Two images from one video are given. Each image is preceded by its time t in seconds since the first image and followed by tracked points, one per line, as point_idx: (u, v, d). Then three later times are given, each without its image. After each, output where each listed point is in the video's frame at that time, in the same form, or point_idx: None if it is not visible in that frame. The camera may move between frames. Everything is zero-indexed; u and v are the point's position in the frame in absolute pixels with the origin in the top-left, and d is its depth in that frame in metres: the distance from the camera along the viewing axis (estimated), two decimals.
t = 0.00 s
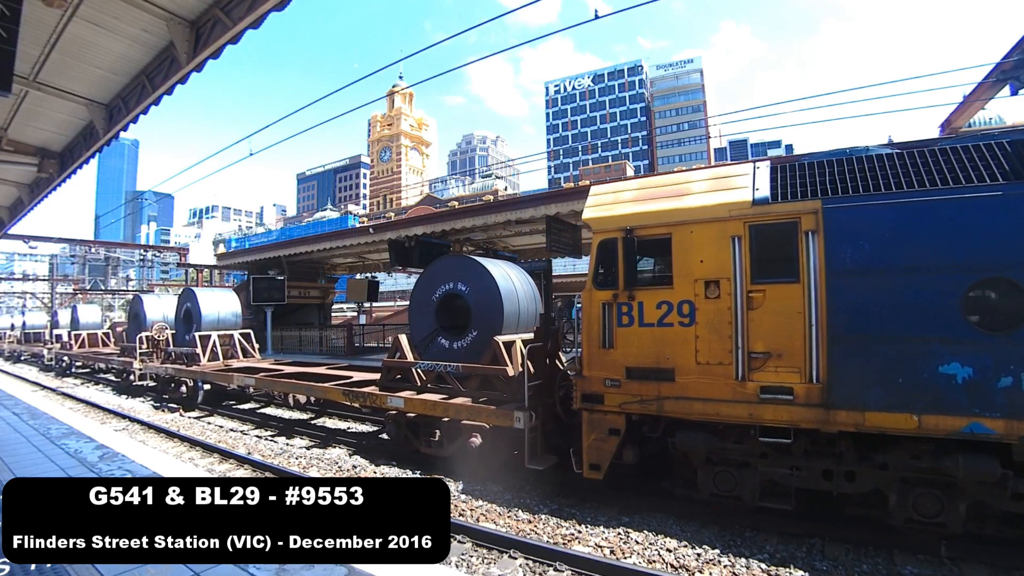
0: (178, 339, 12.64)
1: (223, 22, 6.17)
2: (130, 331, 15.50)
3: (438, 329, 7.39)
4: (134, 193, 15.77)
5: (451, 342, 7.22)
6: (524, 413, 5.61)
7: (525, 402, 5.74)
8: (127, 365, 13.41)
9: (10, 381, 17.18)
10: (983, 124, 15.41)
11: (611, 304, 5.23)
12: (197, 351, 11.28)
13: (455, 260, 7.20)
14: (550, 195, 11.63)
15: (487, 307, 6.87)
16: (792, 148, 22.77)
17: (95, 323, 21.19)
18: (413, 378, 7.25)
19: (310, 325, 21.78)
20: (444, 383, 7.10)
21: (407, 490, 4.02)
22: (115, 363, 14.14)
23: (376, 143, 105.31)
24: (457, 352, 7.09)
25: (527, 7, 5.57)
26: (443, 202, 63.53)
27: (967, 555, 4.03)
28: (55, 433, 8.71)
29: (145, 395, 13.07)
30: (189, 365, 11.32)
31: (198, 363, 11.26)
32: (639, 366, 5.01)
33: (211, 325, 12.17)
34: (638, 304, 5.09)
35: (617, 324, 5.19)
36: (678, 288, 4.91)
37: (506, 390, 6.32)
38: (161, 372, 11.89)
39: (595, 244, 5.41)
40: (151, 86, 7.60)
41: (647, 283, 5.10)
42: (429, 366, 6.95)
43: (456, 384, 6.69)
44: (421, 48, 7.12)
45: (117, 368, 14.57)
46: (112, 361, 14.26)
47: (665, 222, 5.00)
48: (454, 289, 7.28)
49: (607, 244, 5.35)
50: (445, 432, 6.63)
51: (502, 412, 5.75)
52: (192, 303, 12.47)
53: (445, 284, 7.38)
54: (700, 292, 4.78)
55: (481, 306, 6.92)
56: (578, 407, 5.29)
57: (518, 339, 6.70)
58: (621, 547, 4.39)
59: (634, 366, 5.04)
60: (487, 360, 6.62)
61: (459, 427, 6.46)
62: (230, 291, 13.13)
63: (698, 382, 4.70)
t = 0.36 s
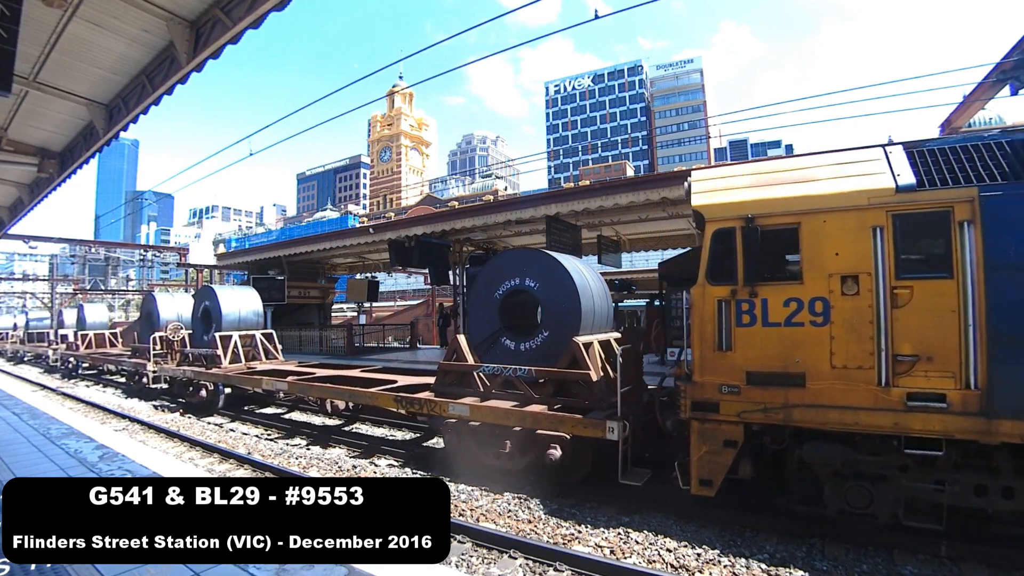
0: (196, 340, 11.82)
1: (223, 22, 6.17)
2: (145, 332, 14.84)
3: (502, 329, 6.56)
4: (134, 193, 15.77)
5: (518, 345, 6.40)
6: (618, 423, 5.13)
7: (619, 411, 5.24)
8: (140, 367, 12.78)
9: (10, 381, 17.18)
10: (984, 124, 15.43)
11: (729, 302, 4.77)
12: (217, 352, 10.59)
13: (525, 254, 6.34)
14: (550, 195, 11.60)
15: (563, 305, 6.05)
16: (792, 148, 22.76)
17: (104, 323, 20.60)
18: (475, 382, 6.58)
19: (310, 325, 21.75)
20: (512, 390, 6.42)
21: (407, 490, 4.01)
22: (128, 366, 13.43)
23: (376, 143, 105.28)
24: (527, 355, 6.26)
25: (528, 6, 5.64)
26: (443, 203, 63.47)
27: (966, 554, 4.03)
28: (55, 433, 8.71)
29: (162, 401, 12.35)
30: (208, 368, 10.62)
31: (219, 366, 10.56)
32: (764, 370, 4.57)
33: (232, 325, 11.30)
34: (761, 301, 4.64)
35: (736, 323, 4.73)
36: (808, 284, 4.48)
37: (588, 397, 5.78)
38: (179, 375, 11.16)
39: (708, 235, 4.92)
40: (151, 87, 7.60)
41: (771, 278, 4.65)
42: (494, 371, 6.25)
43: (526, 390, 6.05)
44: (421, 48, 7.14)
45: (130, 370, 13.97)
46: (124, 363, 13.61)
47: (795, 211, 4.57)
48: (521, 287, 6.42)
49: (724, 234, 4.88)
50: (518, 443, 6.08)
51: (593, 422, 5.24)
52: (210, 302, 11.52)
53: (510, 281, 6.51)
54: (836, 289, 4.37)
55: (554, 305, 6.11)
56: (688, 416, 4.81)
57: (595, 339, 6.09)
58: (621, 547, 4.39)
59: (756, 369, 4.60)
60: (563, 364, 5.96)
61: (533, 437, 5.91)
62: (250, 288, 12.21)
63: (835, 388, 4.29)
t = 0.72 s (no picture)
0: (218, 341, 11.11)
1: (223, 22, 6.17)
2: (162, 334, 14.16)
3: (589, 328, 5.76)
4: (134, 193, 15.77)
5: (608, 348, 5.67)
6: (748, 434, 4.47)
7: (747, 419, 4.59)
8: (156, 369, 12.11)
9: (10, 381, 17.18)
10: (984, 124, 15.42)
11: (887, 299, 4.25)
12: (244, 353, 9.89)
13: (625, 244, 5.49)
14: (550, 195, 11.60)
15: (662, 303, 5.33)
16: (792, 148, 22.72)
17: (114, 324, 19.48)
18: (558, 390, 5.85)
19: (310, 325, 21.72)
20: (602, 397, 5.68)
21: (406, 490, 4.00)
22: (145, 369, 12.73)
23: (376, 143, 105.24)
24: (620, 357, 5.54)
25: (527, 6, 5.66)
26: (443, 202, 63.47)
27: (966, 554, 4.04)
28: (55, 433, 8.71)
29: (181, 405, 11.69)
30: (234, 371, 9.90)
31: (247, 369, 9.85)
32: (928, 376, 4.07)
33: (259, 324, 10.48)
34: (925, 298, 4.13)
35: (895, 322, 4.21)
36: (981, 280, 3.98)
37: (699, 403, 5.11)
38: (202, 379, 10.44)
39: (860, 226, 4.45)
40: (151, 86, 7.60)
41: (937, 273, 4.14)
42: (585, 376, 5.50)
43: (626, 397, 5.33)
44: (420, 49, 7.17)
45: (144, 373, 13.31)
46: (140, 366, 12.92)
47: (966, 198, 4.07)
48: (615, 281, 5.59)
49: (877, 224, 4.40)
50: (618, 458, 5.38)
51: (714, 433, 4.58)
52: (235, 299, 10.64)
53: (604, 274, 5.66)
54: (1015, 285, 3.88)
55: (654, 303, 5.37)
56: (835, 427, 4.27)
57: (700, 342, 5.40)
58: (621, 547, 4.39)
59: (919, 375, 4.09)
60: (671, 368, 5.22)
61: (636, 450, 5.24)
62: (276, 286, 11.29)
63: (1015, 397, 3.82)
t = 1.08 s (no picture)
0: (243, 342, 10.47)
1: (223, 22, 6.17)
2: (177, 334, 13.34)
3: (696, 330, 5.29)
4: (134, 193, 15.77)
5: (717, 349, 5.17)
6: (906, 447, 3.95)
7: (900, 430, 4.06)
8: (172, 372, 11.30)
9: (9, 381, 17.21)
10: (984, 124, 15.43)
11: None
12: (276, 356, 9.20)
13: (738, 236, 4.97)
14: (550, 195, 11.59)
15: (782, 300, 4.88)
16: (792, 148, 22.69)
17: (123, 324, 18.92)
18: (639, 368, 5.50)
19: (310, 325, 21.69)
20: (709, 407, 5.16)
21: (407, 490, 4.00)
22: (160, 372, 11.90)
23: (376, 143, 105.23)
24: (733, 362, 5.08)
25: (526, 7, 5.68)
26: (443, 203, 63.43)
27: (966, 555, 4.04)
28: (55, 433, 8.72)
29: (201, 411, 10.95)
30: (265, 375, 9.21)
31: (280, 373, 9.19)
32: None
33: (290, 324, 9.96)
34: None
35: None
36: None
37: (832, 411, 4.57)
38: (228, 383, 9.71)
39: None
40: (151, 86, 7.60)
41: None
42: (695, 381, 5.02)
43: (748, 407, 4.86)
44: (420, 49, 7.19)
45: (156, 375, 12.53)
46: (154, 369, 12.11)
47: None
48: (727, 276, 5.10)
49: None
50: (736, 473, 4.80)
51: (865, 447, 4.06)
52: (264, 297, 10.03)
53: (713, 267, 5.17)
54: None
55: (773, 300, 4.92)
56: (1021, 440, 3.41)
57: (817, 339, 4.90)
58: (621, 547, 4.39)
59: None
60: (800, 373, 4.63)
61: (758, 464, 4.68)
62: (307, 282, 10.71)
63: None
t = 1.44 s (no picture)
0: (273, 342, 9.72)
1: (223, 22, 6.17)
2: (197, 334, 12.35)
3: (824, 330, 4.44)
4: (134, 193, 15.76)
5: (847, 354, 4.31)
6: None
7: None
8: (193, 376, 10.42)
9: (9, 381, 17.22)
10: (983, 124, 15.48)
11: None
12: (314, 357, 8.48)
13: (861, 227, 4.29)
14: (550, 195, 11.59)
15: (926, 295, 4.10)
16: (792, 148, 22.74)
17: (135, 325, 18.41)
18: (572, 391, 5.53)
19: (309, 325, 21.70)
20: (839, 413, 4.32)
21: (407, 490, 3.99)
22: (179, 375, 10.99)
23: (376, 143, 105.23)
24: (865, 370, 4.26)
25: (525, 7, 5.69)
26: (443, 203, 63.49)
27: (966, 554, 4.03)
28: (55, 433, 8.71)
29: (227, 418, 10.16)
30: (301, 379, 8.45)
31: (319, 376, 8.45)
32: None
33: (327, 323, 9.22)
34: None
35: None
36: None
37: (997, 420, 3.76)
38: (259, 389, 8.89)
39: None
40: (151, 87, 7.60)
41: None
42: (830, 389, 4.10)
43: (894, 416, 3.95)
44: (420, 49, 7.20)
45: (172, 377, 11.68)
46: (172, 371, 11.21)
47: None
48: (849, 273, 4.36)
49: None
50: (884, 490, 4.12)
51: None
52: (299, 295, 9.31)
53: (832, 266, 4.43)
54: None
55: (913, 299, 4.14)
56: None
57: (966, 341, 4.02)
58: (621, 547, 4.39)
59: None
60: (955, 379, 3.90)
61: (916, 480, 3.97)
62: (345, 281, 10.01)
63: None
